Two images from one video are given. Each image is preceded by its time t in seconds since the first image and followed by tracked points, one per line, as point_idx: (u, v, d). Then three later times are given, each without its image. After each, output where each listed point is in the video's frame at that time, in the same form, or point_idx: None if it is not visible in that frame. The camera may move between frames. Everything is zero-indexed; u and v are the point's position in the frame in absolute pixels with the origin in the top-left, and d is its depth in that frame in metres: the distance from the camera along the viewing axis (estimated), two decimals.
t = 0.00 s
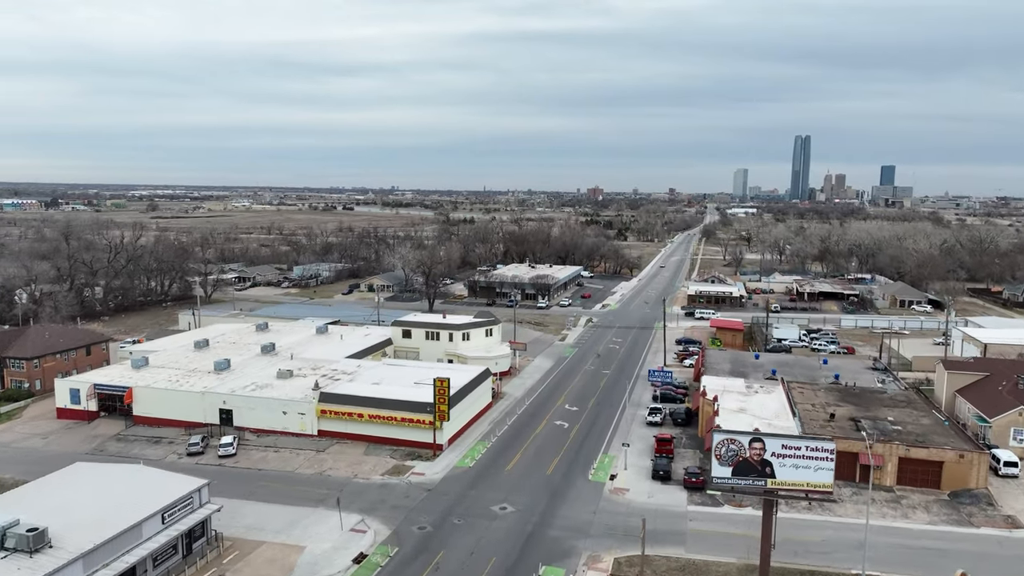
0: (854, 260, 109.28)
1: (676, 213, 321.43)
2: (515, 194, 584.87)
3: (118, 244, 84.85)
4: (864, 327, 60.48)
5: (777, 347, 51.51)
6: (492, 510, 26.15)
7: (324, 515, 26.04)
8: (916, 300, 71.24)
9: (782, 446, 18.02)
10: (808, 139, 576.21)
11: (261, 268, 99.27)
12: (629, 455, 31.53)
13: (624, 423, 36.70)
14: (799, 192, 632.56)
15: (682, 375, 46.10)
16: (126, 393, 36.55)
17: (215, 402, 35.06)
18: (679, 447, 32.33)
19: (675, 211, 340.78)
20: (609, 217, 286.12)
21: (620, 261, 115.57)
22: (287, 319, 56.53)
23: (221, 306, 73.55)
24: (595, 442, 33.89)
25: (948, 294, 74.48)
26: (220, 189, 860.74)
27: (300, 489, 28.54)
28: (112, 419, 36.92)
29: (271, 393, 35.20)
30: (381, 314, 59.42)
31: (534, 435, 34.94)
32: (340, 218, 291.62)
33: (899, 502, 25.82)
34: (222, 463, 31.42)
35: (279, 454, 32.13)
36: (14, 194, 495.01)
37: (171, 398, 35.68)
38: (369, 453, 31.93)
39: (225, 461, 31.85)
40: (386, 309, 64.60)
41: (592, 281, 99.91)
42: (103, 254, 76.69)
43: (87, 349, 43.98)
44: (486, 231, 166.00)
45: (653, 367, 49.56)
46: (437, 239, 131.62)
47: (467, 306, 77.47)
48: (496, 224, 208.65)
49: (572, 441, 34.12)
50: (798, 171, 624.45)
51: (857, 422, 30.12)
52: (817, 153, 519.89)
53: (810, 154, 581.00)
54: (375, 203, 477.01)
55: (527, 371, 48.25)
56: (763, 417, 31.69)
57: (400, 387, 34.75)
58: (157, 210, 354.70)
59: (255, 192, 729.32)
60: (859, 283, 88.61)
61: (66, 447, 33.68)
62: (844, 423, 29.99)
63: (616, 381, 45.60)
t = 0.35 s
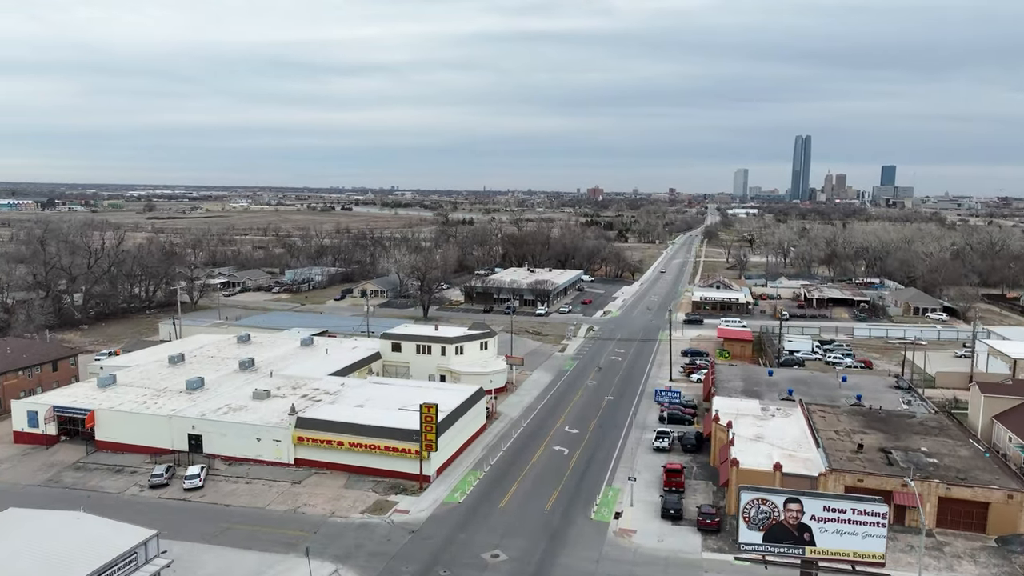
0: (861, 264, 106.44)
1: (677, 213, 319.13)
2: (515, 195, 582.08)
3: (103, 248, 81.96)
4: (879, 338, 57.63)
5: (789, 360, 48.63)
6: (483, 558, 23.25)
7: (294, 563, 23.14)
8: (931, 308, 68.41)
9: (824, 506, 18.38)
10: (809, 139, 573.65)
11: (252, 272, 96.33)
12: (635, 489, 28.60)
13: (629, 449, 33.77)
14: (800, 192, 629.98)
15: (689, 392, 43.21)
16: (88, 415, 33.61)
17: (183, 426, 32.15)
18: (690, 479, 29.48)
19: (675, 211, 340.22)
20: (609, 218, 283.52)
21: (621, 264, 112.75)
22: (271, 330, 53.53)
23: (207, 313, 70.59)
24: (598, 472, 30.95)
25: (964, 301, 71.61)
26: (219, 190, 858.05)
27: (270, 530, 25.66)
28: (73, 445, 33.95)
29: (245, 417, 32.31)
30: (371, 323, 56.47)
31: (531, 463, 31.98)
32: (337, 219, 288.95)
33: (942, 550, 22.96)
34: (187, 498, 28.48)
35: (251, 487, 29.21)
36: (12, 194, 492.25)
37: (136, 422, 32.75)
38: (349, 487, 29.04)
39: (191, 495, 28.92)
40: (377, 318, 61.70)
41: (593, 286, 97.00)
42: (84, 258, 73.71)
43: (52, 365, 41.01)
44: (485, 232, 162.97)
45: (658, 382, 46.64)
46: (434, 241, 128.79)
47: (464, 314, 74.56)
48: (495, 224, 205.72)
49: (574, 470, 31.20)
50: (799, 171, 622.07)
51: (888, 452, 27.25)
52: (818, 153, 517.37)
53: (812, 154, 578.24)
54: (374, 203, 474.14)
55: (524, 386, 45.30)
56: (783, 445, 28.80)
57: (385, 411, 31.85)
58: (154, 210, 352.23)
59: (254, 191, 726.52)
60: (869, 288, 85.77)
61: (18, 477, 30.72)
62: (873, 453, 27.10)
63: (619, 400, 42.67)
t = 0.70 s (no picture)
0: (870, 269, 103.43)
1: (677, 214, 316.18)
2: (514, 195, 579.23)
3: (86, 256, 78.99)
4: (897, 352, 54.57)
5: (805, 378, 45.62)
6: None
7: None
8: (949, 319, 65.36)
9: None
10: (811, 139, 570.85)
11: (242, 277, 93.23)
12: (645, 536, 25.57)
13: (636, 483, 30.76)
14: (801, 193, 627.34)
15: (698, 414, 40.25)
16: (42, 447, 30.55)
17: (144, 460, 29.12)
18: (706, 522, 26.47)
19: (675, 211, 337.75)
20: (610, 219, 280.78)
21: (623, 269, 109.76)
22: (254, 344, 50.47)
23: (191, 324, 67.56)
24: (603, 513, 27.87)
25: (982, 310, 68.57)
26: (218, 190, 855.13)
27: None
28: (25, 479, 30.85)
29: (213, 449, 29.29)
30: (361, 336, 53.42)
31: (528, 501, 28.94)
32: (335, 220, 285.87)
33: None
34: (143, 545, 25.39)
35: (215, 532, 26.14)
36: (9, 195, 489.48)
37: (93, 454, 29.70)
38: (325, 532, 25.99)
39: (147, 541, 25.81)
40: (368, 330, 58.64)
41: (594, 292, 93.95)
42: (64, 266, 70.63)
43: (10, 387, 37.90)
44: (484, 234, 159.95)
45: (666, 402, 43.60)
46: (431, 244, 125.80)
47: (459, 323, 71.45)
48: (494, 226, 202.65)
49: (576, 511, 28.13)
50: (800, 171, 619.45)
51: (931, 496, 24.16)
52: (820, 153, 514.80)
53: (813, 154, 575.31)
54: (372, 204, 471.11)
55: (522, 406, 42.22)
56: (810, 486, 25.75)
57: (367, 444, 28.84)
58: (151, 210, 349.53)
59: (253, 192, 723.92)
60: (880, 295, 82.72)
61: None
62: (914, 497, 24.01)
63: (623, 422, 39.59)
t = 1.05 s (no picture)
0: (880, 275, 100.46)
1: (678, 215, 314.02)
2: (514, 196, 576.37)
3: (67, 263, 75.95)
4: (918, 369, 51.64)
5: (823, 399, 42.61)
6: None
7: None
8: (968, 332, 62.47)
9: None
10: (812, 140, 568.51)
11: (231, 284, 90.25)
12: None
13: (645, 527, 27.73)
14: (801, 193, 624.76)
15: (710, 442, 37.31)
16: None
17: (98, 504, 26.11)
18: None
19: (676, 212, 335.67)
20: (611, 220, 274.47)
21: (625, 274, 106.83)
22: (235, 362, 47.42)
23: (174, 335, 64.52)
24: (610, 565, 24.88)
25: (1002, 321, 65.61)
26: (217, 190, 852.15)
27: None
28: None
29: (175, 492, 26.26)
30: (351, 351, 50.43)
31: (526, 548, 25.95)
32: (333, 221, 282.88)
33: None
34: None
35: None
36: (5, 196, 486.61)
37: (42, 496, 26.71)
38: None
39: None
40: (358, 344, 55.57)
41: (595, 299, 91.05)
42: (41, 276, 67.65)
43: None
44: (483, 237, 157.07)
45: (675, 426, 40.66)
46: (428, 248, 122.73)
47: (456, 333, 68.46)
48: (493, 228, 199.69)
49: (580, 561, 25.13)
50: (801, 172, 616.81)
51: (985, 554, 21.14)
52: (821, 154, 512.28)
53: (814, 154, 572.98)
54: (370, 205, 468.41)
55: (520, 432, 39.25)
56: (845, 540, 22.75)
57: (346, 489, 25.87)
58: (147, 211, 347.00)
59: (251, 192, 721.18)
60: (893, 304, 79.78)
61: None
62: (966, 557, 20.99)
63: (629, 451, 36.59)
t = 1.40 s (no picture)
0: (890, 282, 97.33)
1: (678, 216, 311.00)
2: (513, 197, 573.28)
3: (45, 272, 72.79)
4: (942, 389, 48.50)
5: (845, 425, 39.48)
6: None
7: None
8: (991, 346, 59.34)
9: None
10: (813, 140, 566.04)
11: (220, 292, 87.10)
12: None
13: None
14: (802, 194, 621.83)
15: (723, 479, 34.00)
16: None
17: (37, 564, 22.92)
18: None
19: (677, 213, 332.94)
20: (611, 222, 271.41)
21: (628, 280, 103.68)
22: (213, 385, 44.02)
23: (156, 349, 61.28)
24: None
25: None
26: (215, 191, 848.28)
27: None
28: None
29: (125, 551, 23.05)
30: (337, 371, 47.25)
31: None
32: (331, 223, 279.66)
33: None
34: None
35: None
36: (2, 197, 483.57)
37: None
38: None
39: None
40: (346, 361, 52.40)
41: (596, 307, 87.98)
42: (16, 287, 64.49)
43: None
44: (482, 240, 153.98)
45: (686, 456, 37.51)
46: (426, 252, 119.52)
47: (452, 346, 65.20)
48: (493, 231, 196.77)
49: None
50: (802, 172, 613.93)
51: None
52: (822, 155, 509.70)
53: (815, 154, 570.19)
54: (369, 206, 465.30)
55: (518, 464, 36.12)
56: None
57: (319, 549, 22.66)
58: (143, 213, 344.56)
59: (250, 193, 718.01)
60: (907, 313, 76.64)
61: None
62: None
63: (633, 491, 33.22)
